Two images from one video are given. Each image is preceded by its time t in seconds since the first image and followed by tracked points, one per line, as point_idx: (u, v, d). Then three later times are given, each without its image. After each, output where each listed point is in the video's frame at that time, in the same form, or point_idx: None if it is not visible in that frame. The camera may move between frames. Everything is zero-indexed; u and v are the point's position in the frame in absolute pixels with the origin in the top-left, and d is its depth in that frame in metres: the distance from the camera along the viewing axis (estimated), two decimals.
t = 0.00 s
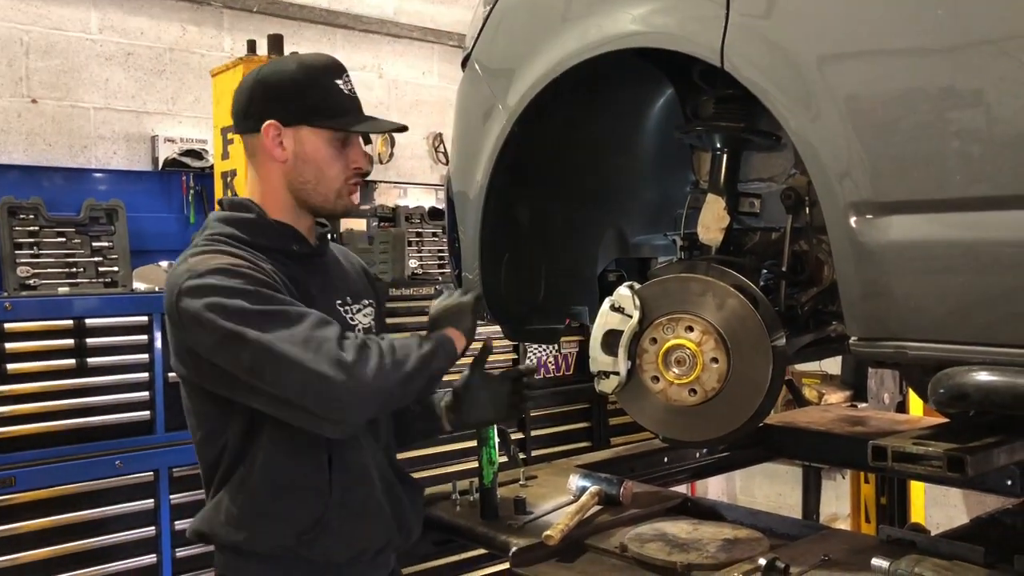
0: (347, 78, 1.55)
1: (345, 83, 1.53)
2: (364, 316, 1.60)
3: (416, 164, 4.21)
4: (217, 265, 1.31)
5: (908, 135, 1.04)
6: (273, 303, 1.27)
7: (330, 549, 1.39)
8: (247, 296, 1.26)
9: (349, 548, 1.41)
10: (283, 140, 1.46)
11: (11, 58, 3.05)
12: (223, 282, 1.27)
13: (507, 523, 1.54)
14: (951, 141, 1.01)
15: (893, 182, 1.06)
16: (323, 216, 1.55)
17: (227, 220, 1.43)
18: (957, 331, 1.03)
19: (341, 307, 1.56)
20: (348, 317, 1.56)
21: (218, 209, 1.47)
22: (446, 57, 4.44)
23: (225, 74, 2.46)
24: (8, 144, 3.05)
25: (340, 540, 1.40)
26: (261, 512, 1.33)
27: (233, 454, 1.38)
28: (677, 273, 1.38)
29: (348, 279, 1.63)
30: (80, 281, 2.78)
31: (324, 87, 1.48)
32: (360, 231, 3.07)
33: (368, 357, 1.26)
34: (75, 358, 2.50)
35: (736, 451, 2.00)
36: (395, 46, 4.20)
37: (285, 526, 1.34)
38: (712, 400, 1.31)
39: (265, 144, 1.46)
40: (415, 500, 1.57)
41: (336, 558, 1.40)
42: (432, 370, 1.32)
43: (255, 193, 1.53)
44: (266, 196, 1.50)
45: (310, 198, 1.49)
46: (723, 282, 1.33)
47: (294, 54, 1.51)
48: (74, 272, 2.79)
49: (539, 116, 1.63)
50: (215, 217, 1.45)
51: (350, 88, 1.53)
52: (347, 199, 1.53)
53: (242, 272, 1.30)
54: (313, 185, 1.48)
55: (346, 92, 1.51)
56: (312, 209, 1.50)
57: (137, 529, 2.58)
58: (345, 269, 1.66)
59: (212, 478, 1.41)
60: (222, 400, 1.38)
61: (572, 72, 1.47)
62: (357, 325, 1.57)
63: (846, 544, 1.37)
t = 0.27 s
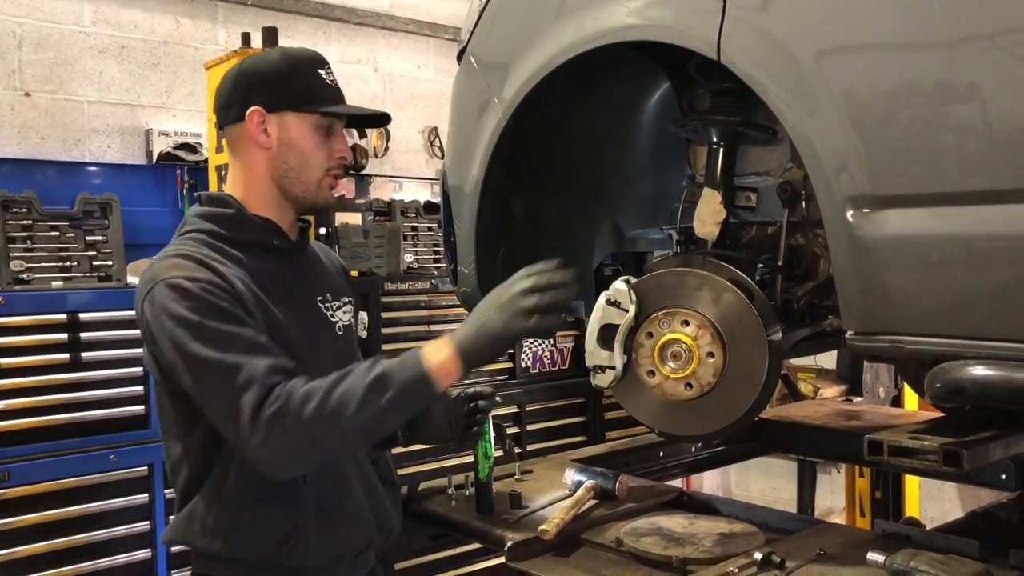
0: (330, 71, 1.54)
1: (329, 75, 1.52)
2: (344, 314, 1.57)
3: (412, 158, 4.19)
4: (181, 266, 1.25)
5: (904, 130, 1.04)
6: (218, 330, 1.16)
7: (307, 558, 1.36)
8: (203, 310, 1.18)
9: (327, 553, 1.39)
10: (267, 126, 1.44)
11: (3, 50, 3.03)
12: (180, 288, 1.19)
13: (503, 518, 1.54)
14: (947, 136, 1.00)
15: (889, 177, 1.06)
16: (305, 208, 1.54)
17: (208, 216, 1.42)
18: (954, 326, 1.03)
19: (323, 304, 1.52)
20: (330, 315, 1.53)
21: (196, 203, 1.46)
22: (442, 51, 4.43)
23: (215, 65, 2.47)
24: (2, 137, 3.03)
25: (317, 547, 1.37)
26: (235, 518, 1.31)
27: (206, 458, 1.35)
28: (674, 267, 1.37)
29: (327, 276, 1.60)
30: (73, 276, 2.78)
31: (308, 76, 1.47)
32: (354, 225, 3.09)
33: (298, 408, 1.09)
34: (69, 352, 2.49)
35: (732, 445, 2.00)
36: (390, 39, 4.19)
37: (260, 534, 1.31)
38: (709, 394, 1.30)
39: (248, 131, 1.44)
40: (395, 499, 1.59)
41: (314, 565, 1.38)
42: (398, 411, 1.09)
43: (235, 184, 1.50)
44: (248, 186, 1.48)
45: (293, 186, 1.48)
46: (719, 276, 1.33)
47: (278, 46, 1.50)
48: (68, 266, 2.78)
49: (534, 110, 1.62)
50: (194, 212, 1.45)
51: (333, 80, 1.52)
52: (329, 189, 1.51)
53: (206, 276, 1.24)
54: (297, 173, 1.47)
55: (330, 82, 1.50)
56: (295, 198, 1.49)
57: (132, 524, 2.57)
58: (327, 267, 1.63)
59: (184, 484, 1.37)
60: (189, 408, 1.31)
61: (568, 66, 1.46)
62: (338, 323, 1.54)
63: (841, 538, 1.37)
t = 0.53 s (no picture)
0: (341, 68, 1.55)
1: (341, 71, 1.53)
2: (340, 310, 1.56)
3: (410, 150, 4.18)
4: (166, 270, 1.23)
5: (905, 122, 1.03)
6: (155, 368, 1.16)
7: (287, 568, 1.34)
8: (168, 333, 1.17)
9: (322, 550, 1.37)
10: (280, 118, 1.45)
11: None
12: (155, 300, 1.19)
13: (501, 511, 1.53)
14: (946, 129, 1.00)
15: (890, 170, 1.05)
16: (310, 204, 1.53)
17: (214, 208, 1.42)
18: (954, 320, 1.03)
19: (322, 300, 1.51)
20: (328, 312, 1.51)
21: (202, 193, 1.46)
22: (440, 43, 4.41)
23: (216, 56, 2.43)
24: None
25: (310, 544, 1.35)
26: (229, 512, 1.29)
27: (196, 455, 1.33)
28: (674, 260, 1.37)
29: (327, 272, 1.58)
30: (70, 267, 2.76)
31: (322, 70, 1.49)
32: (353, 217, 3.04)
33: (164, 503, 1.10)
34: (66, 344, 2.48)
35: (730, 439, 2.00)
36: (388, 30, 4.17)
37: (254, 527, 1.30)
38: (708, 388, 1.30)
39: (262, 121, 1.44)
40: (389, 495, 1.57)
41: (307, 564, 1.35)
42: (214, 553, 1.11)
43: (242, 177, 1.49)
44: (256, 178, 1.47)
45: (302, 179, 1.48)
46: (719, 269, 1.32)
47: (293, 41, 1.51)
48: (64, 258, 2.76)
49: (533, 102, 1.61)
50: (198, 202, 1.45)
51: (344, 76, 1.53)
52: (337, 184, 1.52)
53: (185, 289, 1.22)
54: (308, 166, 1.47)
55: (341, 77, 1.51)
56: (302, 192, 1.49)
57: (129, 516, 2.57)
58: (326, 262, 1.61)
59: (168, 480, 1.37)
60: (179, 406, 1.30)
61: (567, 58, 1.45)
62: (336, 320, 1.53)
63: (839, 531, 1.37)
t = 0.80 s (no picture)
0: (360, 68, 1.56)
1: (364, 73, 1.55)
2: (345, 305, 1.54)
3: (409, 143, 4.17)
4: (157, 260, 1.25)
5: (906, 117, 1.03)
6: (129, 359, 1.18)
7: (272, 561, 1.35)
8: (152, 325, 1.19)
9: (327, 544, 1.35)
10: (320, 118, 1.46)
11: None
12: (141, 290, 1.21)
13: (500, 504, 1.53)
14: (946, 124, 1.00)
15: (892, 164, 1.05)
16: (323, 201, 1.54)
17: (220, 197, 1.42)
18: (955, 316, 1.02)
19: (325, 294, 1.49)
20: (331, 306, 1.50)
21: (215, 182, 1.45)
22: (440, 35, 4.39)
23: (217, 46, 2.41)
24: None
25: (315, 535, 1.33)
26: (223, 498, 1.30)
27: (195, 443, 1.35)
28: (675, 255, 1.37)
29: (332, 266, 1.56)
30: (69, 259, 2.75)
31: (354, 74, 1.51)
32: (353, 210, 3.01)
33: (120, 491, 1.17)
34: (65, 336, 2.48)
35: (730, 433, 2.00)
36: (388, 22, 4.15)
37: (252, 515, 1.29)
38: (709, 381, 1.30)
39: (302, 119, 1.45)
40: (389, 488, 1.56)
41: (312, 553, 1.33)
42: (147, 549, 1.18)
43: (263, 167, 1.48)
44: (281, 172, 1.46)
45: (328, 178, 1.49)
46: (720, 263, 1.32)
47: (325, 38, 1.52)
48: (63, 249, 2.75)
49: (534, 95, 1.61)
50: (206, 190, 1.45)
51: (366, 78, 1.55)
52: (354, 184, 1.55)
53: (173, 282, 1.23)
54: (339, 167, 1.49)
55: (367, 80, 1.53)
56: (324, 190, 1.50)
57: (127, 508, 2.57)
58: (332, 255, 1.60)
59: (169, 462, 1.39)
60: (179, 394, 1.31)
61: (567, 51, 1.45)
62: (339, 314, 1.51)
63: (839, 526, 1.37)
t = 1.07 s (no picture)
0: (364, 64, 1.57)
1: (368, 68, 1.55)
2: (355, 300, 1.54)
3: (410, 139, 4.17)
4: (173, 248, 1.26)
5: (908, 115, 1.03)
6: (148, 345, 1.19)
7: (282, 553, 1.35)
8: (169, 312, 1.21)
9: (336, 535, 1.36)
10: (329, 112, 1.46)
11: None
12: (158, 278, 1.22)
13: (500, 500, 1.53)
14: (947, 122, 1.00)
15: (893, 162, 1.05)
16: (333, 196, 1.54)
17: (233, 190, 1.43)
18: (955, 313, 1.03)
19: (335, 288, 1.50)
20: (341, 300, 1.50)
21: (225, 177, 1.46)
22: (441, 32, 4.39)
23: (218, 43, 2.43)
24: None
25: (323, 526, 1.34)
26: (237, 487, 1.31)
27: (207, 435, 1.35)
28: (676, 251, 1.37)
29: (342, 260, 1.56)
30: (69, 254, 2.74)
31: (358, 68, 1.51)
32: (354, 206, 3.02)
33: (141, 479, 1.17)
34: (65, 331, 2.48)
35: (730, 430, 2.01)
36: (389, 19, 4.15)
37: (263, 505, 1.30)
38: (710, 379, 1.30)
39: (311, 112, 1.45)
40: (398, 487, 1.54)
41: (320, 543, 1.34)
42: (171, 535, 1.18)
43: (274, 164, 1.47)
44: (292, 166, 1.46)
45: (339, 171, 1.49)
46: (720, 260, 1.32)
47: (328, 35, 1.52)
48: (64, 245, 2.76)
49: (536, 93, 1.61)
50: (217, 185, 1.46)
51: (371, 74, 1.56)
52: (365, 178, 1.55)
53: (189, 270, 1.24)
54: (349, 160, 1.49)
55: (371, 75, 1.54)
56: (334, 184, 1.50)
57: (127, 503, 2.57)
58: (342, 250, 1.60)
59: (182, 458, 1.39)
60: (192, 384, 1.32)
61: (569, 49, 1.45)
62: (349, 308, 1.51)
63: (839, 523, 1.38)
